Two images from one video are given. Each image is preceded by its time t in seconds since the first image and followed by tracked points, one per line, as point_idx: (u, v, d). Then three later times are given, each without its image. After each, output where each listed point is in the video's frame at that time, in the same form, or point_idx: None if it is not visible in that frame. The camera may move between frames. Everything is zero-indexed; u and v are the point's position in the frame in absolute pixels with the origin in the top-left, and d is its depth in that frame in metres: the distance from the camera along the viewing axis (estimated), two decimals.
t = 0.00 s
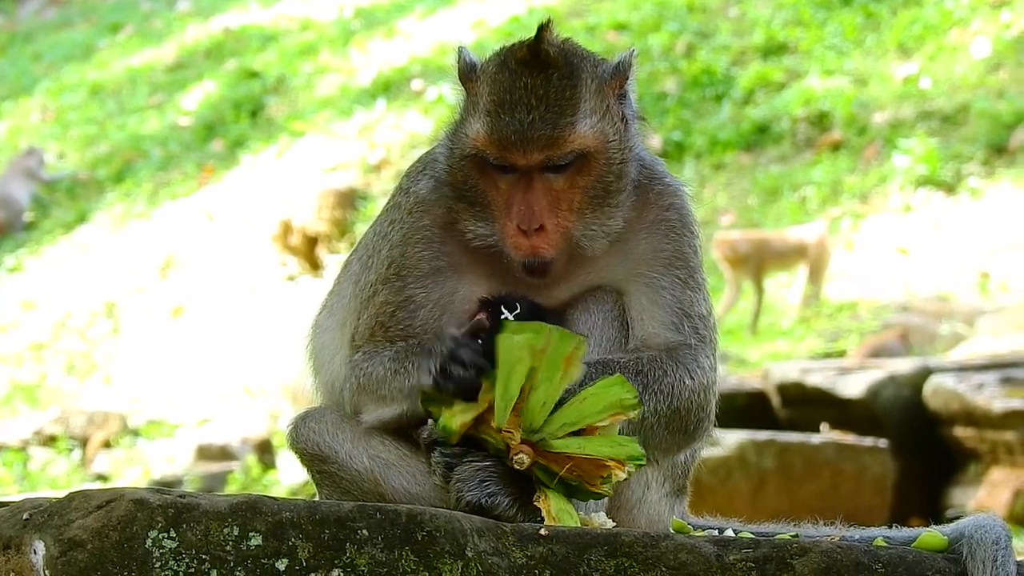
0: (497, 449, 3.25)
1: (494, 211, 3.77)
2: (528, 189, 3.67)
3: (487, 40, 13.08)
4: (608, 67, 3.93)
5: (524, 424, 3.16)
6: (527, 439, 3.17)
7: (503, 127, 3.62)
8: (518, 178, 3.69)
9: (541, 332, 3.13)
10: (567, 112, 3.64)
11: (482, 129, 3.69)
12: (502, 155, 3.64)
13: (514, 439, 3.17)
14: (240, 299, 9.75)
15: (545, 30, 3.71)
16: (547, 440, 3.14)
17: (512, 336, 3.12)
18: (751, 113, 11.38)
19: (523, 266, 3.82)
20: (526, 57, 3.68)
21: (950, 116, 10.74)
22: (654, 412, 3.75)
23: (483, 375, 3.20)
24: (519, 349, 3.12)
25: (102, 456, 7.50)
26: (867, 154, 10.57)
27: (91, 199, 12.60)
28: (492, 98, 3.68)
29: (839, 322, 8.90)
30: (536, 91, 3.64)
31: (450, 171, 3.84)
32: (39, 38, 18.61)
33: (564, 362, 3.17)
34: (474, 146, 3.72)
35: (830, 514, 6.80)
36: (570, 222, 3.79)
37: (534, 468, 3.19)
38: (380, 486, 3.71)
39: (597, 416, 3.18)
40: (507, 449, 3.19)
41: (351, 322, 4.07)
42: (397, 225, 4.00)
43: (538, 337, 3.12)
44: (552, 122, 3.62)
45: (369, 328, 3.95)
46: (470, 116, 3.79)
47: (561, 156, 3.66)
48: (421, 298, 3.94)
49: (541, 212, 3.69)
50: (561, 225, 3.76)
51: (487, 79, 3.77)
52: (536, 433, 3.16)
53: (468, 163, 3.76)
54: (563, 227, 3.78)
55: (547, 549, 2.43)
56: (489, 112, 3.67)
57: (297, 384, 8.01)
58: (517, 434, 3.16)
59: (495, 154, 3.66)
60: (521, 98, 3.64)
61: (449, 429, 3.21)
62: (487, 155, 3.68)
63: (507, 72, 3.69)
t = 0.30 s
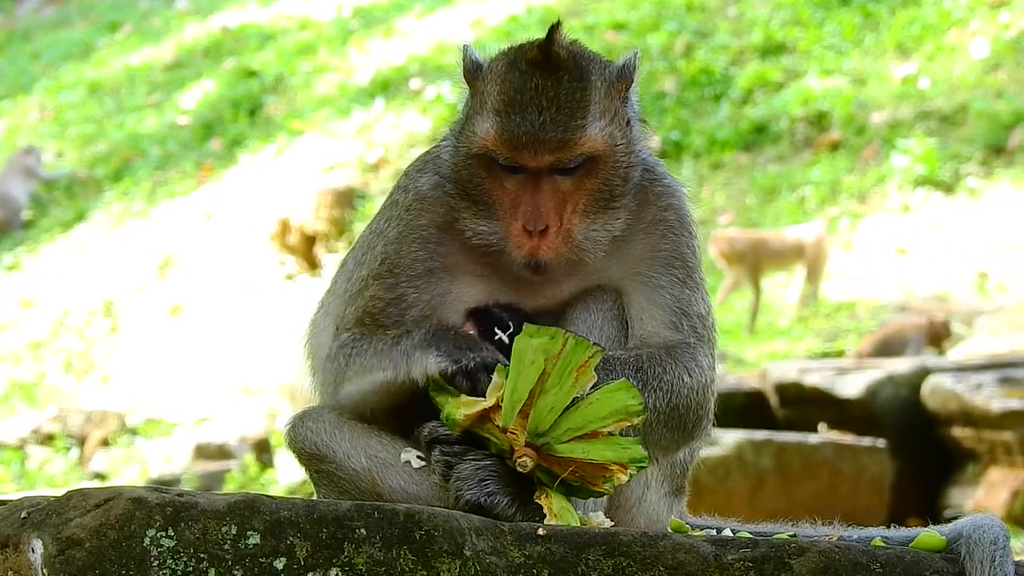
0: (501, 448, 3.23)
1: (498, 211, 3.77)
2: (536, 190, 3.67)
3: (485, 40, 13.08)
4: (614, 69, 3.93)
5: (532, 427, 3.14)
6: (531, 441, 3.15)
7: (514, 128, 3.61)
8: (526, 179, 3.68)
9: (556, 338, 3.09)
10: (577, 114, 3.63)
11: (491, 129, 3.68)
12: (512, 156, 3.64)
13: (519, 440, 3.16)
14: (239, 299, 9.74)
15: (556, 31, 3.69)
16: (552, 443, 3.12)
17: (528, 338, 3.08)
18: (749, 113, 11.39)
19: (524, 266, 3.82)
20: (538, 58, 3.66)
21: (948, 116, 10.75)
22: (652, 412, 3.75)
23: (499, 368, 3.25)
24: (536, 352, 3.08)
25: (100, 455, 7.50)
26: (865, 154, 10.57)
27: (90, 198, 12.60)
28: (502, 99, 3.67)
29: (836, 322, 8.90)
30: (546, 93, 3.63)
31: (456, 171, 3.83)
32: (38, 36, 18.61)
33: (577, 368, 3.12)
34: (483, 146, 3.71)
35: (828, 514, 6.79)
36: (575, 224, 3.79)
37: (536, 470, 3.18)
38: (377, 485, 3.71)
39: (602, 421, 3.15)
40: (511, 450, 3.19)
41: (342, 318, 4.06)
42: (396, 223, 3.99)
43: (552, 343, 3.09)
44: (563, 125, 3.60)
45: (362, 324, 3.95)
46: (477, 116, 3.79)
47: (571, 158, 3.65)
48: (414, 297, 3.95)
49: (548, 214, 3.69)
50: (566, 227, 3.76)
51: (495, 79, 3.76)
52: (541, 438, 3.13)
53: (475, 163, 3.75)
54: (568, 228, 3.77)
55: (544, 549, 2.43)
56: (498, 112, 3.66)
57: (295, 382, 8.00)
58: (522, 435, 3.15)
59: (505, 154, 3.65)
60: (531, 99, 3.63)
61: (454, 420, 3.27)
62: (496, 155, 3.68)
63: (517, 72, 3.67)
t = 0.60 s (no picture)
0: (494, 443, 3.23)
1: (498, 211, 3.79)
2: (537, 189, 3.69)
3: (484, 38, 13.07)
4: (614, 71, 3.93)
5: (522, 416, 3.14)
6: (526, 429, 3.15)
7: (517, 126, 3.63)
8: (527, 178, 3.71)
9: (522, 324, 3.09)
10: (580, 114, 3.65)
11: (493, 128, 3.70)
12: (514, 154, 3.66)
13: (513, 430, 3.16)
14: (237, 297, 9.73)
15: (559, 31, 3.69)
16: (546, 428, 3.13)
17: (494, 332, 3.09)
18: (748, 111, 11.38)
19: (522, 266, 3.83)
20: (541, 57, 3.67)
21: (946, 114, 10.75)
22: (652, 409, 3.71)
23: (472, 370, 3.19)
24: (506, 345, 3.08)
25: (98, 453, 7.50)
26: (863, 152, 10.58)
27: (88, 196, 12.59)
28: (504, 97, 3.69)
29: (835, 320, 8.90)
30: (549, 92, 3.64)
31: (457, 172, 3.84)
32: (35, 35, 18.59)
33: (550, 348, 3.10)
34: (485, 144, 3.73)
35: (826, 512, 6.79)
36: (575, 225, 3.80)
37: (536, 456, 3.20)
38: (375, 484, 3.72)
39: (592, 394, 3.15)
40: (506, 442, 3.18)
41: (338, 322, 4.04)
42: (393, 224, 3.98)
43: (519, 330, 3.09)
44: (566, 124, 3.62)
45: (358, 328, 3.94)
46: (479, 115, 3.80)
47: (572, 158, 3.67)
48: (410, 301, 3.94)
49: (548, 213, 3.71)
50: (566, 227, 3.77)
51: (498, 78, 3.77)
52: (535, 424, 3.14)
53: (477, 161, 3.77)
54: (568, 228, 3.78)
55: (542, 547, 2.43)
56: (500, 111, 3.68)
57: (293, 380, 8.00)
58: (514, 427, 3.15)
59: (508, 152, 3.67)
60: (534, 98, 3.65)
61: (440, 428, 3.19)
62: (499, 154, 3.70)
63: (519, 71, 3.68)
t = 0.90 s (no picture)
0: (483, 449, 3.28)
1: (494, 217, 3.79)
2: (535, 195, 3.68)
3: (483, 38, 13.07)
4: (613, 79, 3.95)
5: (505, 421, 3.18)
6: (510, 436, 3.21)
7: (516, 132, 3.64)
8: (524, 184, 3.69)
9: (499, 328, 3.12)
10: (578, 120, 3.66)
11: (491, 134, 3.70)
12: (512, 160, 3.66)
13: (498, 434, 3.21)
14: (237, 297, 9.72)
15: (557, 38, 3.72)
16: (529, 431, 3.17)
17: (474, 337, 3.11)
18: (748, 111, 11.38)
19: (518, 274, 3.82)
20: (539, 65, 3.69)
21: (946, 114, 10.75)
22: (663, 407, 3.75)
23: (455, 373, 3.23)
24: (484, 351, 3.10)
25: (98, 453, 7.50)
26: (863, 152, 10.58)
27: (87, 196, 12.58)
28: (502, 104, 3.70)
29: (834, 320, 8.88)
30: (548, 99, 3.66)
31: (453, 177, 3.85)
32: (34, 35, 18.58)
33: (527, 353, 3.12)
34: (481, 150, 3.73)
35: (826, 512, 6.79)
36: (572, 231, 3.80)
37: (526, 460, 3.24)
38: (374, 485, 3.72)
39: (573, 395, 3.15)
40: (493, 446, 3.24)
41: (331, 322, 4.06)
42: (388, 227, 4.00)
43: (497, 335, 3.11)
44: (565, 131, 3.63)
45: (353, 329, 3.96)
46: (476, 121, 3.80)
47: (569, 164, 3.67)
48: (403, 304, 3.95)
49: (545, 220, 3.69)
50: (563, 233, 3.77)
51: (495, 85, 3.78)
52: (518, 429, 3.18)
53: (473, 167, 3.77)
54: (564, 235, 3.78)
55: (542, 547, 2.43)
56: (498, 117, 3.69)
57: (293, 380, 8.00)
58: (498, 432, 3.20)
59: (506, 159, 3.67)
60: (532, 105, 3.66)
61: (428, 437, 3.29)
62: (496, 159, 3.70)
63: (518, 78, 3.70)
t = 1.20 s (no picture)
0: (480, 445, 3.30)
1: (497, 221, 3.77)
2: (535, 200, 3.67)
3: (484, 38, 13.07)
4: (606, 77, 3.95)
5: (501, 413, 3.20)
6: (505, 428, 3.21)
7: (514, 137, 3.63)
8: (524, 188, 3.68)
9: (497, 322, 3.22)
10: (575, 123, 3.65)
11: (488, 138, 3.71)
12: (512, 165, 3.65)
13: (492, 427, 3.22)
14: (237, 297, 9.72)
15: (550, 40, 3.71)
16: (522, 424, 3.17)
17: (474, 331, 3.24)
18: (749, 111, 11.38)
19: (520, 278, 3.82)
20: (534, 67, 3.68)
21: (947, 114, 10.75)
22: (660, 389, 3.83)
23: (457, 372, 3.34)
24: (482, 343, 3.21)
25: (98, 453, 7.50)
26: (864, 152, 10.58)
27: (88, 196, 12.58)
28: (499, 108, 3.69)
29: (835, 320, 8.87)
30: (546, 103, 3.65)
31: (451, 180, 3.85)
32: (35, 35, 18.58)
33: (524, 344, 3.18)
34: (480, 154, 3.73)
35: (826, 512, 6.78)
36: (574, 233, 3.80)
37: (519, 455, 3.24)
38: (375, 485, 3.71)
39: (569, 390, 3.18)
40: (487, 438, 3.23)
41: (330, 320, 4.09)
42: (385, 224, 4.02)
43: (495, 328, 3.21)
44: (563, 134, 3.63)
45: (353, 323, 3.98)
46: (474, 125, 3.80)
47: (570, 167, 3.67)
48: (400, 299, 3.97)
49: (548, 223, 3.68)
50: (566, 235, 3.77)
51: (491, 89, 3.79)
52: (512, 421, 3.19)
53: (471, 171, 3.77)
54: (567, 236, 3.77)
55: (542, 547, 2.43)
56: (495, 121, 3.69)
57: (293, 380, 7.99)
58: (493, 424, 3.21)
59: (505, 164, 3.67)
60: (529, 107, 3.65)
61: (428, 433, 3.36)
62: (495, 164, 3.69)
63: (513, 82, 3.70)
